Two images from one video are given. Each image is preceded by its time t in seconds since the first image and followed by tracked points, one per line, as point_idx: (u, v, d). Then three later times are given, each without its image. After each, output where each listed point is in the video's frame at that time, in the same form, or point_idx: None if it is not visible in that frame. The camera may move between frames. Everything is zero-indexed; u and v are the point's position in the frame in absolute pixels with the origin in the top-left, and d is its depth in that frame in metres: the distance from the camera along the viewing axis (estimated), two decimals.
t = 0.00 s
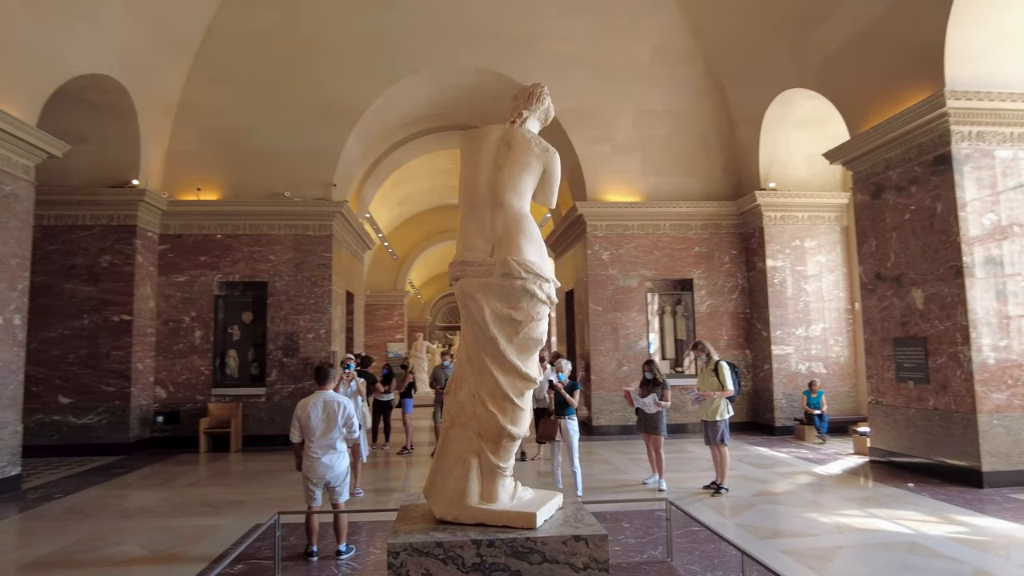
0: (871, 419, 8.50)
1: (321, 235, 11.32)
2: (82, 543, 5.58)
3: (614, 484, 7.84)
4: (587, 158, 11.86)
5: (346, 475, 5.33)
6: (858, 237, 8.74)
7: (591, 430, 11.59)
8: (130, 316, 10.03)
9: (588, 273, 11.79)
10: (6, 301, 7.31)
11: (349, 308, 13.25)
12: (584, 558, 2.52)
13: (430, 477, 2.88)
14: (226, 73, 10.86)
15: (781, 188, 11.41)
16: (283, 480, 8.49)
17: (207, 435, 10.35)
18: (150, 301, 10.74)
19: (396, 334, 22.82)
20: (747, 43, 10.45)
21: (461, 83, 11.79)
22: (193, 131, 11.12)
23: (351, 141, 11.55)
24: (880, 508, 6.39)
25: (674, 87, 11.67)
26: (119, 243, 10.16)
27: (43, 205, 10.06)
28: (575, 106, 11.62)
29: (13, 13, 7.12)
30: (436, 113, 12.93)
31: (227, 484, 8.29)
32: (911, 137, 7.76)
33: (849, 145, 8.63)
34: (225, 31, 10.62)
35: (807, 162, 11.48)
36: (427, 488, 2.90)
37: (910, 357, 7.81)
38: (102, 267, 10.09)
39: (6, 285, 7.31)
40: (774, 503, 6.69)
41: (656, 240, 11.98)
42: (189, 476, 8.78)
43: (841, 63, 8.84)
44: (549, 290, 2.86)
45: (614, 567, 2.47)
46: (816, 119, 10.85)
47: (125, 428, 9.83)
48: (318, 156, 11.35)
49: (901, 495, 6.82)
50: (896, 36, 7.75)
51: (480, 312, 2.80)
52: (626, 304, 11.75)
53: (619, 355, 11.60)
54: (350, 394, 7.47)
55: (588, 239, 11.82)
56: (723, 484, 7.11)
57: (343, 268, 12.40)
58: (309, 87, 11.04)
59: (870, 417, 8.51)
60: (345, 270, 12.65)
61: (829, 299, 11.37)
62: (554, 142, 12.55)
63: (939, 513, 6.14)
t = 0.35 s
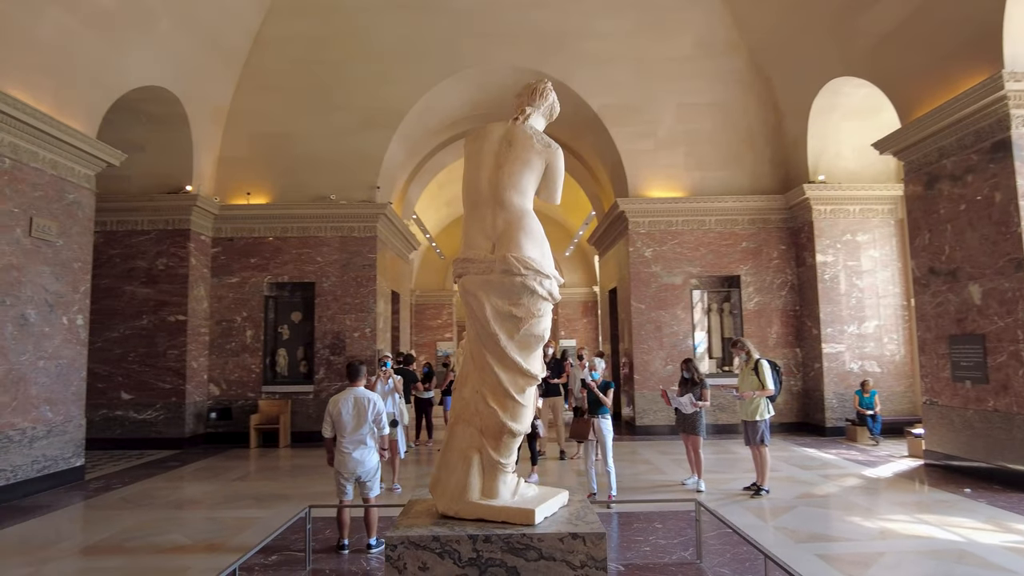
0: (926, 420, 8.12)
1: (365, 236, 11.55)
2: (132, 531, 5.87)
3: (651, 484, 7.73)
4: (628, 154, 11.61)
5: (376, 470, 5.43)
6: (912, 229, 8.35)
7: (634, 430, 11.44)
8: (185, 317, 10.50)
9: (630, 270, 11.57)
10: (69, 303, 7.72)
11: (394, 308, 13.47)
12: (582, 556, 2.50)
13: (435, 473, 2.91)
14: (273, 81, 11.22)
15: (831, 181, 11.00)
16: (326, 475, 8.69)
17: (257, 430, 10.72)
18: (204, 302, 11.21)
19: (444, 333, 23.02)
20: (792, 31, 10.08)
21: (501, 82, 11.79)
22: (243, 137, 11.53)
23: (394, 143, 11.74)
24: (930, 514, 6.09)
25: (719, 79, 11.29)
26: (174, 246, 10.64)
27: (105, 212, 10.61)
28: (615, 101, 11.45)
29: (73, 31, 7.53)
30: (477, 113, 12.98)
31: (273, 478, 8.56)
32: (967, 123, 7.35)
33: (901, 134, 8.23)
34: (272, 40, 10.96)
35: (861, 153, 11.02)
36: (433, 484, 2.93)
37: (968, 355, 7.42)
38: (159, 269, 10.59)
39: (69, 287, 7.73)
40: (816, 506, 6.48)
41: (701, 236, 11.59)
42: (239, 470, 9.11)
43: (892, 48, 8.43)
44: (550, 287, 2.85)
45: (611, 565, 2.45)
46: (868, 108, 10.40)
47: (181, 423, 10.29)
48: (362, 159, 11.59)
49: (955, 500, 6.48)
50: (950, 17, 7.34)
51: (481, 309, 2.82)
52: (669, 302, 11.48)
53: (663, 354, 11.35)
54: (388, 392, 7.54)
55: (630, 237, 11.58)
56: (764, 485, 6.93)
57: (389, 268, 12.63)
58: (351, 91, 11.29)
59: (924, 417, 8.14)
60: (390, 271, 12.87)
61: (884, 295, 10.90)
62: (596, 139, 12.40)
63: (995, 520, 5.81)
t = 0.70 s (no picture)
0: (967, 423, 7.77)
1: (394, 236, 11.65)
2: (161, 524, 6.03)
3: (676, 485, 7.60)
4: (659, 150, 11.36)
5: (392, 468, 5.45)
6: (952, 223, 8.00)
7: (665, 430, 11.24)
8: (220, 316, 10.79)
9: (661, 267, 11.29)
10: (107, 303, 7.98)
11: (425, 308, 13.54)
12: (567, 560, 2.46)
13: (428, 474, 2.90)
14: (304, 84, 11.41)
15: (869, 174, 10.63)
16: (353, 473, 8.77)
17: (290, 428, 10.94)
18: (239, 302, 11.50)
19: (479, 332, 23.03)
20: (826, 20, 9.74)
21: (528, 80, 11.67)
22: (276, 140, 11.75)
23: (422, 144, 11.79)
24: (966, 521, 5.83)
25: (752, 71, 10.96)
26: (210, 248, 10.93)
27: (145, 215, 10.97)
28: (644, 96, 11.19)
29: (109, 41, 7.77)
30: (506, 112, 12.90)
31: (302, 475, 8.71)
32: (1010, 111, 7.00)
33: (941, 124, 7.88)
34: (302, 44, 11.13)
35: (901, 146, 10.61)
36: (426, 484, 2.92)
37: (1013, 355, 7.07)
38: (195, 271, 10.90)
39: (107, 288, 7.99)
40: (845, 511, 6.27)
41: (733, 232, 11.25)
42: (271, 466, 9.30)
43: (931, 34, 8.05)
44: (541, 286, 2.81)
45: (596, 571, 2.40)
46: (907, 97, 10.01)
47: (217, 420, 10.56)
48: (391, 160, 11.69)
49: (996, 508, 6.18)
50: None
51: (471, 309, 2.80)
52: (701, 300, 11.16)
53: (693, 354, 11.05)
54: (412, 392, 7.61)
55: (660, 233, 11.33)
56: (791, 488, 6.71)
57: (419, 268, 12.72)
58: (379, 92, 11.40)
59: (966, 419, 7.79)
60: (421, 271, 12.95)
61: (926, 292, 10.48)
62: (625, 136, 12.15)
63: None
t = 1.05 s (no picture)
0: (1010, 426, 7.43)
1: (424, 238, 11.76)
2: (188, 521, 6.21)
3: (701, 488, 7.46)
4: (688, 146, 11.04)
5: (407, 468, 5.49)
6: (993, 217, 7.66)
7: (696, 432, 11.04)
8: (255, 318, 11.09)
9: (691, 266, 11.03)
10: (144, 306, 8.30)
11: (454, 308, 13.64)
12: (544, 562, 2.46)
13: (416, 473, 2.93)
14: (335, 89, 11.64)
15: (907, 168, 10.27)
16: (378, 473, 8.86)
17: (323, 427, 11.17)
18: (274, 303, 11.79)
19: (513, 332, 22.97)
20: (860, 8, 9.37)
21: (555, 80, 11.55)
22: (308, 145, 12.00)
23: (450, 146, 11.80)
24: (1001, 529, 5.60)
25: (783, 63, 10.68)
26: (245, 251, 11.24)
27: (183, 220, 11.35)
28: (673, 92, 10.92)
29: (145, 53, 8.06)
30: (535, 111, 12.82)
31: (331, 473, 8.86)
32: None
33: (981, 114, 7.54)
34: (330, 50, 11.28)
35: (942, 137, 10.21)
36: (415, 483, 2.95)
37: None
38: (232, 273, 11.23)
39: (144, 291, 8.30)
40: (873, 517, 6.07)
41: (765, 229, 10.94)
42: (302, 464, 9.51)
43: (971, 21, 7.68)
44: (524, 287, 2.81)
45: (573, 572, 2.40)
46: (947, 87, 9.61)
47: (252, 419, 10.86)
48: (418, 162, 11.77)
49: None
50: None
51: (455, 311, 2.81)
52: (732, 299, 10.83)
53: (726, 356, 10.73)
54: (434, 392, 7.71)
55: (691, 231, 11.04)
56: (817, 492, 6.55)
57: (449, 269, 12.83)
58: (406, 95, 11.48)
59: (1009, 423, 7.45)
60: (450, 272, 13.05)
61: (969, 289, 10.06)
62: (654, 133, 11.87)
63: None
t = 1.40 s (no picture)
0: None
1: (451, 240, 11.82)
2: (215, 516, 6.42)
3: (721, 490, 7.40)
4: (716, 145, 10.88)
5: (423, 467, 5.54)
6: None
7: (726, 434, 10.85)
8: (287, 320, 11.38)
9: (719, 266, 10.83)
10: (178, 308, 8.63)
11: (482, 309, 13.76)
12: (521, 560, 2.50)
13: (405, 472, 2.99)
14: (362, 96, 11.77)
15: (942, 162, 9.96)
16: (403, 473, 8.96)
17: (353, 426, 11.37)
18: (306, 306, 12.01)
19: (548, 332, 22.91)
20: None
21: (580, 80, 11.49)
22: (338, 151, 12.22)
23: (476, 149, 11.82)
24: None
25: (815, 57, 10.39)
26: (278, 255, 11.56)
27: (219, 225, 11.72)
28: (699, 90, 10.73)
29: (178, 66, 8.37)
30: (561, 112, 12.76)
31: (357, 472, 9.01)
32: None
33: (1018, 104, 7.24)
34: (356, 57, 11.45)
35: (979, 132, 9.89)
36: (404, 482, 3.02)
37: None
38: (265, 277, 11.56)
39: (178, 295, 8.63)
40: (899, 522, 5.91)
41: (796, 228, 10.69)
42: (331, 463, 9.73)
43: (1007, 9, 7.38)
44: (507, 290, 2.85)
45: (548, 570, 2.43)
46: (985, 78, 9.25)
47: (284, 418, 11.14)
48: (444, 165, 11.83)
49: None
50: None
51: (440, 312, 2.87)
52: (762, 300, 10.58)
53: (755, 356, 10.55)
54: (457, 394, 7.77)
55: (719, 230, 10.85)
56: (841, 496, 6.43)
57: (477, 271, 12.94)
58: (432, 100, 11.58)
59: None
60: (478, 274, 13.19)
61: (1011, 287, 9.67)
62: (681, 131, 11.66)
63: None
